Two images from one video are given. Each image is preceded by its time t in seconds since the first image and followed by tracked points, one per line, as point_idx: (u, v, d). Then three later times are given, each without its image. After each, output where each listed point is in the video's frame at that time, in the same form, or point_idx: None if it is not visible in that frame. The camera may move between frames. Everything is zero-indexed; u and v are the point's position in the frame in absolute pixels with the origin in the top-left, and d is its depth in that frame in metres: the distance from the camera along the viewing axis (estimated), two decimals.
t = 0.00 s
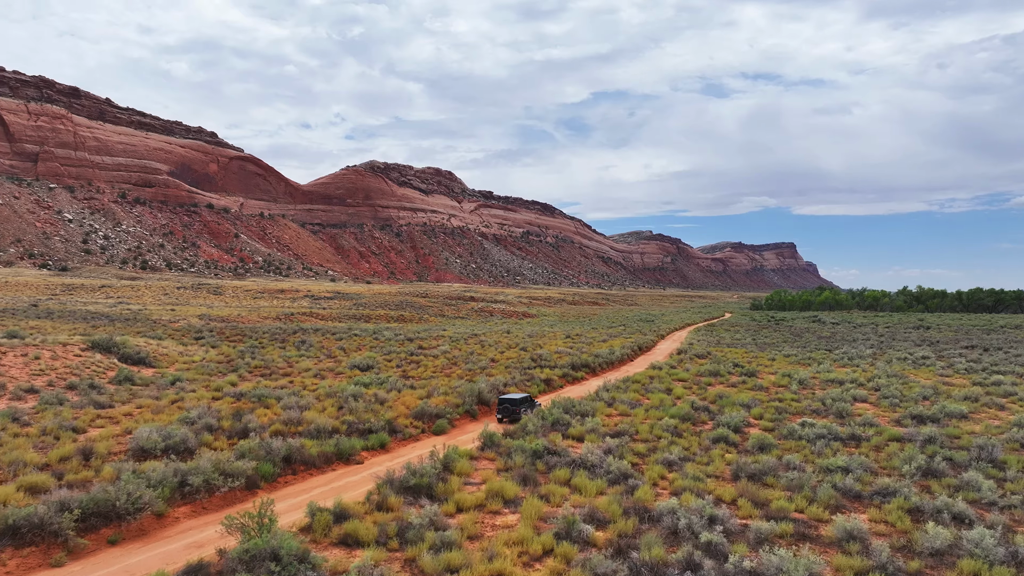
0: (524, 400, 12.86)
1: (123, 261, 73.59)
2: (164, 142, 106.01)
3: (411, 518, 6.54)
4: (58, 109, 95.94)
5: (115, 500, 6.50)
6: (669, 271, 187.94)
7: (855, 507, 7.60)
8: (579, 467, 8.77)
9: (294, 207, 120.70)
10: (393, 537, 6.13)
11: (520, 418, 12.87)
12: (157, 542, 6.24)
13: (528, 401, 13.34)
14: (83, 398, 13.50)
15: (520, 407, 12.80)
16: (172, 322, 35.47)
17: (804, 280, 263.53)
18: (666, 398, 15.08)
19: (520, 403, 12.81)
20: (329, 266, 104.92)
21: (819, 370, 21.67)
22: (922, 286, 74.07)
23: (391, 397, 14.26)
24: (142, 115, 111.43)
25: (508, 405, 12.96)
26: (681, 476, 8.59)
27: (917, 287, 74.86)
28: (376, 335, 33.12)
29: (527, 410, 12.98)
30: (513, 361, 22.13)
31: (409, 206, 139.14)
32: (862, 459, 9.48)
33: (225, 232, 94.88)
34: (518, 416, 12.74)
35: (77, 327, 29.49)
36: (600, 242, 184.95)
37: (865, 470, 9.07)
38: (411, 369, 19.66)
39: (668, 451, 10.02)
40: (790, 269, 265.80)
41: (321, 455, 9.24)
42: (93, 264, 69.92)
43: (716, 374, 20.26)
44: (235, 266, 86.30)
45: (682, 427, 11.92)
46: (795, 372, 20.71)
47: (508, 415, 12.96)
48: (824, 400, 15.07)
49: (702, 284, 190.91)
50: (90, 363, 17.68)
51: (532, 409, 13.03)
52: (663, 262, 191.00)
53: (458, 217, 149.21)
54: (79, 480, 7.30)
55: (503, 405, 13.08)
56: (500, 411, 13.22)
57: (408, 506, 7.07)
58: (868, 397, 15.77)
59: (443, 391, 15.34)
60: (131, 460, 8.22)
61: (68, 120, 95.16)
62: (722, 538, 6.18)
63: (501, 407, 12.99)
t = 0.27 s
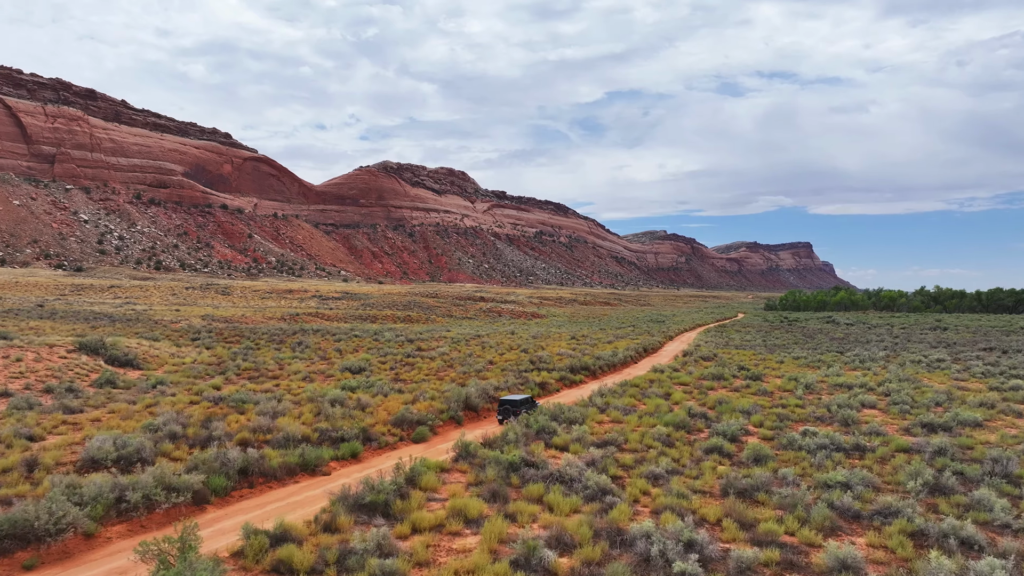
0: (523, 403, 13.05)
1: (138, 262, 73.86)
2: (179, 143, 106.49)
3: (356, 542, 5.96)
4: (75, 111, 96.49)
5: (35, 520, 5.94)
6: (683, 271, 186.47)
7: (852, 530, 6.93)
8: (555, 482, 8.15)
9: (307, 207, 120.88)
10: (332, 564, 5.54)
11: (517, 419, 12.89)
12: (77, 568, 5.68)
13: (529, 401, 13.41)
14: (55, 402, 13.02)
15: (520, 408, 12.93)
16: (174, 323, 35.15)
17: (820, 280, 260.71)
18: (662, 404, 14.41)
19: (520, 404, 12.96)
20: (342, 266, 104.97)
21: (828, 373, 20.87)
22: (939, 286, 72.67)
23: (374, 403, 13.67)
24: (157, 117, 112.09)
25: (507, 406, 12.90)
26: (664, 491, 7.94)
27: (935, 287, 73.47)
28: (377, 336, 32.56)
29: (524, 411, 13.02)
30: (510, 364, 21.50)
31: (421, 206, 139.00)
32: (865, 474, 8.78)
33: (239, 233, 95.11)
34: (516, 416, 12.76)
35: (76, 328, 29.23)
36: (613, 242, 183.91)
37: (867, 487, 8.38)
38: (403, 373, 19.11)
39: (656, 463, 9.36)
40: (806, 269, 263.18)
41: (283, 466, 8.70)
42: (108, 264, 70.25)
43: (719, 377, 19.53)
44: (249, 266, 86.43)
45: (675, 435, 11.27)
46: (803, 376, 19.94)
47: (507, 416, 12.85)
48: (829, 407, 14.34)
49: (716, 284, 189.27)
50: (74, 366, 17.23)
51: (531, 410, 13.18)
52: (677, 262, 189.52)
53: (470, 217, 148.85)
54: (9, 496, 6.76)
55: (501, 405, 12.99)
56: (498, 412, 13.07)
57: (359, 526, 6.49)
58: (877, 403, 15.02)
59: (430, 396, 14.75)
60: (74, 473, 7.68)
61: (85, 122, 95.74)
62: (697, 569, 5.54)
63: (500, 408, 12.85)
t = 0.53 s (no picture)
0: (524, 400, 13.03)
1: (152, 262, 74.07)
2: (193, 144, 106.89)
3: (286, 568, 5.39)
4: (91, 112, 96.92)
5: None
6: (697, 270, 184.85)
7: (844, 556, 6.28)
8: (524, 498, 7.54)
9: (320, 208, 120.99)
10: None
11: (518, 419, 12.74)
12: None
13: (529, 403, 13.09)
14: (24, 405, 12.58)
15: (519, 408, 12.72)
16: (174, 323, 34.78)
17: (837, 280, 257.63)
18: (656, 409, 13.75)
19: (519, 404, 12.75)
20: (354, 266, 104.87)
21: (836, 376, 20.07)
22: (958, 285, 71.09)
23: (354, 407, 13.13)
24: (172, 117, 112.61)
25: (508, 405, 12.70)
26: (642, 510, 7.31)
27: (953, 287, 71.91)
28: (375, 336, 32.12)
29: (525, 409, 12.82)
30: (506, 366, 20.93)
31: (434, 206, 138.77)
32: (864, 489, 8.08)
33: (253, 232, 95.26)
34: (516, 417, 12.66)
35: (74, 328, 28.94)
36: (627, 241, 182.71)
37: (867, 504, 7.69)
38: (395, 375, 18.61)
39: (638, 476, 8.72)
40: (823, 269, 260.49)
41: (238, 478, 8.15)
42: (122, 264, 70.48)
43: (722, 381, 18.80)
44: (262, 267, 86.49)
45: (665, 444, 10.66)
46: (809, 379, 19.16)
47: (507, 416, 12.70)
48: (833, 413, 13.60)
49: (731, 284, 187.46)
50: (56, 367, 16.83)
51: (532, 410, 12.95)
52: (691, 262, 187.94)
53: (484, 217, 148.36)
54: None
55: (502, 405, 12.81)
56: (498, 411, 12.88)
57: (298, 549, 5.95)
58: (885, 409, 14.27)
59: (415, 400, 14.16)
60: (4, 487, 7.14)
61: (100, 123, 96.27)
62: None
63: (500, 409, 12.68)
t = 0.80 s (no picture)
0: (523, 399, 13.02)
1: (164, 261, 74.17)
2: (206, 143, 107.08)
3: None
4: (106, 112, 97.21)
5: None
6: (711, 269, 183.26)
7: None
8: (485, 514, 6.93)
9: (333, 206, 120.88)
10: None
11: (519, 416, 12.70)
12: None
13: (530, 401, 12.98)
14: None
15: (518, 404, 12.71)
16: (173, 322, 34.41)
17: (853, 278, 254.74)
18: (648, 413, 13.09)
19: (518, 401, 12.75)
20: (366, 264, 104.67)
21: (842, 378, 19.28)
22: (975, 284, 69.62)
23: (331, 410, 12.59)
24: (185, 117, 112.91)
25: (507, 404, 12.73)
26: (611, 528, 6.71)
27: (970, 285, 70.48)
28: (374, 335, 31.68)
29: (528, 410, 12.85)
30: (500, 366, 20.34)
31: (446, 204, 138.43)
32: (857, 503, 7.43)
33: (265, 231, 95.26)
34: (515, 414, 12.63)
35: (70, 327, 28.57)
36: (640, 240, 181.57)
37: (862, 522, 7.03)
38: (383, 376, 18.07)
39: (615, 489, 8.07)
40: (838, 267, 257.85)
41: (185, 489, 7.62)
42: (134, 262, 70.59)
43: (723, 382, 18.05)
44: (274, 265, 86.46)
45: (651, 452, 10.03)
46: (814, 381, 18.38)
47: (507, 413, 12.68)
48: (835, 417, 12.91)
49: (745, 282, 185.63)
50: (35, 367, 16.39)
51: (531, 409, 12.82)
52: (704, 260, 186.38)
53: (495, 215, 147.82)
54: None
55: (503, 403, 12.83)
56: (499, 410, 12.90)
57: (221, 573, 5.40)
58: (890, 412, 13.57)
59: (396, 403, 13.59)
60: None
61: (115, 122, 96.59)
62: None
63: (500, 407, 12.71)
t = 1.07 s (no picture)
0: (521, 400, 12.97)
1: (176, 259, 74.26)
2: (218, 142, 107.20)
3: None
4: (118, 112, 97.48)
5: None
6: (724, 267, 181.75)
7: None
8: (436, 533, 6.35)
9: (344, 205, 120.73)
10: None
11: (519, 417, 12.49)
12: None
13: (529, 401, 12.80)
14: None
15: (517, 405, 12.51)
16: (171, 321, 34.05)
17: (867, 277, 252.00)
18: (636, 418, 12.44)
19: (517, 401, 12.56)
20: (377, 263, 104.46)
21: (848, 380, 18.51)
22: (992, 283, 68.20)
23: (304, 414, 12.03)
24: (197, 117, 113.08)
25: (506, 403, 12.47)
26: (572, 550, 6.07)
27: (987, 284, 69.08)
28: (372, 335, 31.19)
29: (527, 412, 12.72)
30: (492, 367, 19.74)
31: (457, 203, 138.05)
32: (847, 521, 6.78)
33: (276, 230, 95.22)
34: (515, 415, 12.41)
35: (65, 326, 28.26)
36: (652, 238, 180.45)
37: (852, 543, 6.39)
38: (369, 377, 17.53)
39: (585, 503, 7.47)
40: (852, 265, 255.36)
41: (120, 501, 7.09)
42: (146, 261, 70.67)
43: (721, 385, 17.35)
44: (284, 264, 86.40)
45: (632, 460, 9.40)
46: (817, 383, 17.63)
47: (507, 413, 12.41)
48: (834, 423, 12.19)
49: (758, 281, 183.82)
50: (10, 366, 15.92)
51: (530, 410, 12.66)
52: (717, 259, 184.82)
53: (506, 214, 147.27)
54: None
55: (502, 402, 12.59)
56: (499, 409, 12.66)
57: None
58: (894, 417, 12.85)
59: (374, 406, 13.03)
60: None
61: (128, 122, 96.84)
62: None
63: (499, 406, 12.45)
